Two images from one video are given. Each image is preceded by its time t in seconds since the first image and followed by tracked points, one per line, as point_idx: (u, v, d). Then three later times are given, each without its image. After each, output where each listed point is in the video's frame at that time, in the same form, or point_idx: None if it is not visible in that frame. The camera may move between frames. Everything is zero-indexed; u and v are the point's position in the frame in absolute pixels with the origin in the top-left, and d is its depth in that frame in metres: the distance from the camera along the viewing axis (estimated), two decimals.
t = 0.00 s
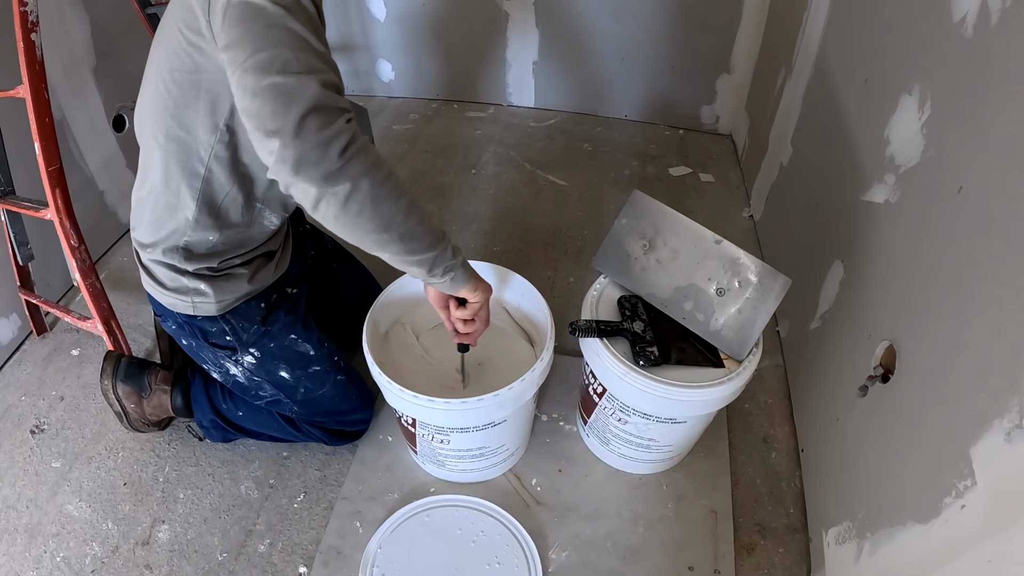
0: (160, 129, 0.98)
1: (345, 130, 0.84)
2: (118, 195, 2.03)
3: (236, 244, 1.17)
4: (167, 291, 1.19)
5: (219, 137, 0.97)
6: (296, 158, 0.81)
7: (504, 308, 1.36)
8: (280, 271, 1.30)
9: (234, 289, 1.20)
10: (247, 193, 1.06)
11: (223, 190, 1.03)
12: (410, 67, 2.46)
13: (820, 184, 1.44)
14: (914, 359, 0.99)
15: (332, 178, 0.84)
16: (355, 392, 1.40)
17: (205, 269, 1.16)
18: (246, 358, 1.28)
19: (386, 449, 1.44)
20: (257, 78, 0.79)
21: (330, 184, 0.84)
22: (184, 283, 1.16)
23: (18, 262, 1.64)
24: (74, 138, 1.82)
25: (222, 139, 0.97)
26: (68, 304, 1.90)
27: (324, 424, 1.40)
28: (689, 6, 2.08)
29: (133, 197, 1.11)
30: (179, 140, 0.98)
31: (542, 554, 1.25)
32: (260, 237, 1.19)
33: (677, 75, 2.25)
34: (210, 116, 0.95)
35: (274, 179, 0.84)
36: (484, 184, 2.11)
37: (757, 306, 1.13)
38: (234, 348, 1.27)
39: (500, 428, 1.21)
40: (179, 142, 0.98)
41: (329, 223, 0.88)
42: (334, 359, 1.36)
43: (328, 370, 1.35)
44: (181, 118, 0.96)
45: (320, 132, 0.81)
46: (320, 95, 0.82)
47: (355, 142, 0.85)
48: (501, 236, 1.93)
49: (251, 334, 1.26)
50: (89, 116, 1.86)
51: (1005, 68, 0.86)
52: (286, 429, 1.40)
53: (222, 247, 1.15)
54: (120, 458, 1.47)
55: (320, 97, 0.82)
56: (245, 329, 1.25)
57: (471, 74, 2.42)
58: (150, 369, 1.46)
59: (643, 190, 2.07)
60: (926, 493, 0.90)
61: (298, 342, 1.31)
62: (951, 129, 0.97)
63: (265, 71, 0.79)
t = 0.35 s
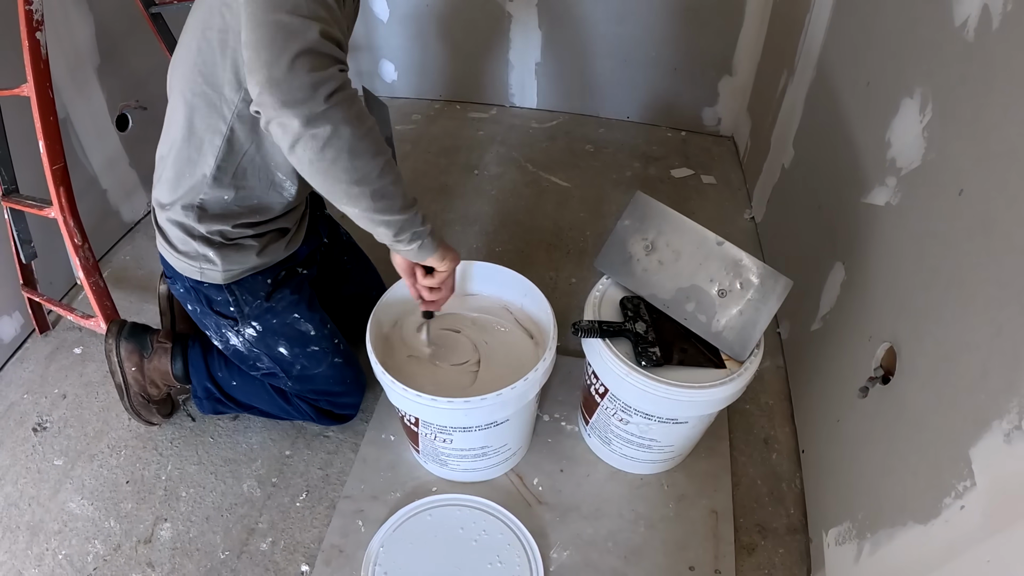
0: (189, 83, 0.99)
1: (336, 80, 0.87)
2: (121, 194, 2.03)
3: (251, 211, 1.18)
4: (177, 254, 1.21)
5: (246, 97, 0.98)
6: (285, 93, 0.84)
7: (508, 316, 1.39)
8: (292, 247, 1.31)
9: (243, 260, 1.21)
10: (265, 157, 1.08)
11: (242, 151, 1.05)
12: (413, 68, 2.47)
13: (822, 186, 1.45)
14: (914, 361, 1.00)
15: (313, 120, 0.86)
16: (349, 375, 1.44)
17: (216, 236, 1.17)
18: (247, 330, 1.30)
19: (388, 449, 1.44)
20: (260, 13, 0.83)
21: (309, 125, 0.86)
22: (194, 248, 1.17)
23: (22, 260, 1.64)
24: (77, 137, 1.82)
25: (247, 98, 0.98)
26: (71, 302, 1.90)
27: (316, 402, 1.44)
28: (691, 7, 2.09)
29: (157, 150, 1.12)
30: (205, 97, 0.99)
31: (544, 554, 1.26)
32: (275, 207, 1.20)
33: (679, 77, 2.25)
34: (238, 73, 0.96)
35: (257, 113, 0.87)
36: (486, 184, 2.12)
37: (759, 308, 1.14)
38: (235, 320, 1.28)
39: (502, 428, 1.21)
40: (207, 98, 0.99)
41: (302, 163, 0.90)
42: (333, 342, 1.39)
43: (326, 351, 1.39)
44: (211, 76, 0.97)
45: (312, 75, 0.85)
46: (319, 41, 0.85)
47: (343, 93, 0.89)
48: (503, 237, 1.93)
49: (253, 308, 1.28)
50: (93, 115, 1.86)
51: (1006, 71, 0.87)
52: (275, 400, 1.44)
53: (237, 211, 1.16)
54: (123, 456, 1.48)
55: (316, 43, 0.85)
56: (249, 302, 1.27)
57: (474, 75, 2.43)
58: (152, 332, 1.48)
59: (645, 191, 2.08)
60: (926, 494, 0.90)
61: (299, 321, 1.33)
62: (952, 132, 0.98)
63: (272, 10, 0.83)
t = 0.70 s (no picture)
0: (188, 114, 0.98)
1: (405, 132, 0.86)
2: (124, 193, 2.04)
3: (250, 238, 1.17)
4: (177, 283, 1.20)
5: (250, 127, 0.98)
6: (363, 156, 0.83)
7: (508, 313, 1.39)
8: (293, 270, 1.30)
9: (245, 288, 1.21)
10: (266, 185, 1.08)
11: (243, 179, 1.05)
12: (415, 69, 2.47)
13: (823, 189, 1.46)
14: (914, 364, 1.00)
15: (398, 173, 0.85)
16: (354, 401, 1.43)
17: (217, 264, 1.16)
18: (252, 358, 1.30)
19: (390, 449, 1.44)
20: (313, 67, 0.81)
21: (394, 181, 0.85)
22: (195, 278, 1.17)
23: (24, 259, 1.65)
24: (81, 137, 1.83)
25: (250, 129, 0.98)
26: (73, 301, 1.91)
27: (316, 425, 1.44)
28: (693, 10, 2.10)
29: (150, 181, 1.10)
30: (205, 128, 0.98)
31: (545, 554, 1.26)
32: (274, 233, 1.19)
33: (681, 79, 2.26)
34: (241, 104, 0.96)
35: (333, 176, 0.85)
36: (488, 186, 2.12)
37: (759, 310, 1.15)
38: (240, 347, 1.29)
39: (505, 429, 1.22)
40: (208, 129, 0.98)
41: (381, 221, 0.89)
42: (339, 368, 1.39)
43: (331, 378, 1.38)
44: (212, 107, 0.97)
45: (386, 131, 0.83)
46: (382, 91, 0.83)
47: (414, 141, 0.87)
48: (505, 238, 1.94)
49: (259, 336, 1.27)
50: (96, 115, 1.87)
51: (1006, 76, 0.87)
52: (277, 420, 1.43)
53: (239, 239, 1.16)
54: (125, 455, 1.48)
55: (382, 95, 0.83)
56: (254, 330, 1.27)
57: (476, 76, 2.43)
58: (158, 337, 1.49)
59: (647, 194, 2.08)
60: (925, 496, 0.91)
61: (305, 348, 1.33)
62: (952, 137, 0.99)
63: (331, 66, 0.80)
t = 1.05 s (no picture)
0: (166, 128, 1.03)
1: (331, 185, 0.95)
2: (127, 193, 2.04)
3: (232, 246, 1.20)
4: (165, 290, 1.23)
5: (222, 139, 1.03)
6: (289, 216, 0.94)
7: (516, 314, 1.39)
8: (280, 278, 1.32)
9: (228, 294, 1.22)
10: (244, 193, 1.11)
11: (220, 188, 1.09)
12: (418, 71, 2.48)
13: (825, 192, 1.46)
14: (915, 366, 1.01)
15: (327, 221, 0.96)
16: (349, 402, 1.43)
17: (200, 272, 1.19)
18: (240, 361, 1.32)
19: (393, 449, 1.45)
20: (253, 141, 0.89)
21: (315, 232, 0.98)
22: (179, 285, 1.19)
23: (28, 258, 1.66)
24: (84, 136, 1.84)
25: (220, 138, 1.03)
26: (76, 301, 1.92)
27: (314, 425, 1.44)
28: (696, 13, 2.10)
29: (137, 195, 1.15)
30: (180, 141, 1.03)
31: (547, 554, 1.27)
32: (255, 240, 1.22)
33: (683, 82, 2.27)
34: (214, 117, 1.01)
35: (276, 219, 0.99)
36: (491, 188, 2.13)
37: (761, 313, 1.15)
38: (227, 351, 1.30)
39: (508, 429, 1.22)
40: (181, 143, 1.03)
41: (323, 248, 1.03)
42: (329, 371, 1.38)
43: (321, 380, 1.38)
44: (186, 120, 1.01)
45: (306, 193, 0.93)
46: (306, 155, 0.91)
47: (344, 187, 0.96)
48: (507, 240, 1.94)
49: (243, 340, 1.29)
50: (100, 115, 1.88)
51: (1008, 81, 0.88)
52: (277, 418, 1.44)
53: (220, 248, 1.19)
54: (127, 455, 1.49)
55: (308, 159, 0.91)
56: (238, 335, 1.28)
57: (478, 78, 2.44)
58: (164, 328, 1.51)
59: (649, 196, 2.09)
60: (926, 498, 0.91)
61: (292, 351, 1.33)
62: (954, 141, 0.99)
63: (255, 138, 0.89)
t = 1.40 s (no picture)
0: (150, 140, 1.03)
1: (334, 178, 0.93)
2: (131, 194, 2.05)
3: (226, 254, 1.20)
4: (163, 299, 1.23)
5: (206, 150, 1.03)
6: (295, 211, 0.91)
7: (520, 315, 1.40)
8: (276, 282, 1.32)
9: (224, 300, 1.23)
10: (236, 204, 1.11)
11: (209, 199, 1.09)
12: (421, 72, 2.49)
13: (828, 195, 1.47)
14: (918, 367, 1.01)
15: (327, 219, 0.94)
16: (352, 404, 1.43)
17: (195, 279, 1.20)
18: (240, 367, 1.32)
19: (398, 450, 1.46)
20: (248, 136, 0.86)
21: (323, 228, 0.95)
22: (175, 293, 1.20)
23: (32, 258, 1.66)
24: (88, 136, 1.85)
25: (206, 151, 1.03)
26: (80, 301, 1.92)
27: (318, 427, 1.45)
28: (698, 16, 2.11)
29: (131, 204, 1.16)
30: (167, 152, 1.03)
31: (552, 554, 1.28)
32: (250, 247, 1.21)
33: (685, 84, 2.28)
34: (196, 129, 1.00)
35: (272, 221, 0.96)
36: (494, 189, 2.14)
37: (766, 314, 1.15)
38: (226, 357, 1.31)
39: (514, 430, 1.23)
40: (169, 156, 1.03)
41: (326, 249, 1.00)
42: (330, 374, 1.39)
43: (322, 384, 1.38)
44: (170, 133, 1.01)
45: (310, 185, 0.90)
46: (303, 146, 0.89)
47: (344, 179, 0.95)
48: (511, 241, 1.95)
49: (241, 346, 1.30)
50: (105, 116, 1.89)
51: (1010, 85, 0.89)
52: (283, 420, 1.45)
53: (214, 256, 1.19)
54: (132, 455, 1.49)
55: (306, 151, 0.89)
56: (235, 341, 1.29)
57: (481, 80, 2.45)
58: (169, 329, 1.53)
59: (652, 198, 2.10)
60: (929, 499, 0.92)
61: (291, 356, 1.33)
62: (956, 144, 1.00)
63: (251, 132, 0.86)
